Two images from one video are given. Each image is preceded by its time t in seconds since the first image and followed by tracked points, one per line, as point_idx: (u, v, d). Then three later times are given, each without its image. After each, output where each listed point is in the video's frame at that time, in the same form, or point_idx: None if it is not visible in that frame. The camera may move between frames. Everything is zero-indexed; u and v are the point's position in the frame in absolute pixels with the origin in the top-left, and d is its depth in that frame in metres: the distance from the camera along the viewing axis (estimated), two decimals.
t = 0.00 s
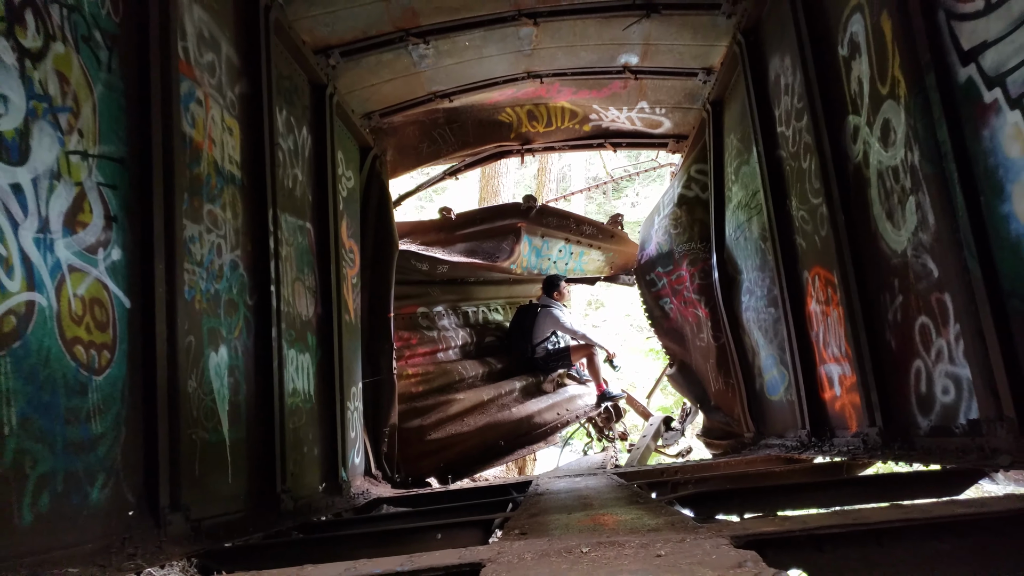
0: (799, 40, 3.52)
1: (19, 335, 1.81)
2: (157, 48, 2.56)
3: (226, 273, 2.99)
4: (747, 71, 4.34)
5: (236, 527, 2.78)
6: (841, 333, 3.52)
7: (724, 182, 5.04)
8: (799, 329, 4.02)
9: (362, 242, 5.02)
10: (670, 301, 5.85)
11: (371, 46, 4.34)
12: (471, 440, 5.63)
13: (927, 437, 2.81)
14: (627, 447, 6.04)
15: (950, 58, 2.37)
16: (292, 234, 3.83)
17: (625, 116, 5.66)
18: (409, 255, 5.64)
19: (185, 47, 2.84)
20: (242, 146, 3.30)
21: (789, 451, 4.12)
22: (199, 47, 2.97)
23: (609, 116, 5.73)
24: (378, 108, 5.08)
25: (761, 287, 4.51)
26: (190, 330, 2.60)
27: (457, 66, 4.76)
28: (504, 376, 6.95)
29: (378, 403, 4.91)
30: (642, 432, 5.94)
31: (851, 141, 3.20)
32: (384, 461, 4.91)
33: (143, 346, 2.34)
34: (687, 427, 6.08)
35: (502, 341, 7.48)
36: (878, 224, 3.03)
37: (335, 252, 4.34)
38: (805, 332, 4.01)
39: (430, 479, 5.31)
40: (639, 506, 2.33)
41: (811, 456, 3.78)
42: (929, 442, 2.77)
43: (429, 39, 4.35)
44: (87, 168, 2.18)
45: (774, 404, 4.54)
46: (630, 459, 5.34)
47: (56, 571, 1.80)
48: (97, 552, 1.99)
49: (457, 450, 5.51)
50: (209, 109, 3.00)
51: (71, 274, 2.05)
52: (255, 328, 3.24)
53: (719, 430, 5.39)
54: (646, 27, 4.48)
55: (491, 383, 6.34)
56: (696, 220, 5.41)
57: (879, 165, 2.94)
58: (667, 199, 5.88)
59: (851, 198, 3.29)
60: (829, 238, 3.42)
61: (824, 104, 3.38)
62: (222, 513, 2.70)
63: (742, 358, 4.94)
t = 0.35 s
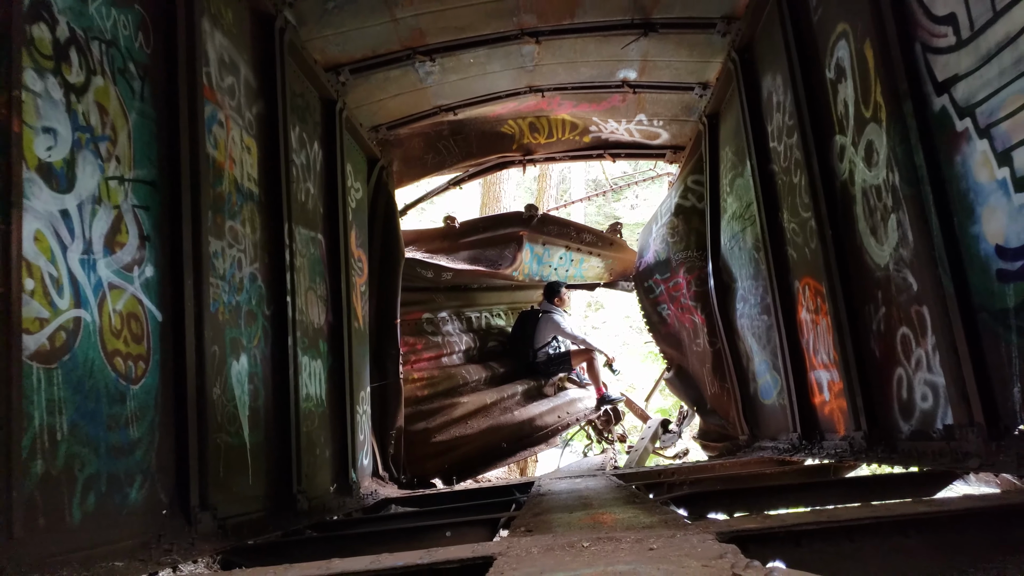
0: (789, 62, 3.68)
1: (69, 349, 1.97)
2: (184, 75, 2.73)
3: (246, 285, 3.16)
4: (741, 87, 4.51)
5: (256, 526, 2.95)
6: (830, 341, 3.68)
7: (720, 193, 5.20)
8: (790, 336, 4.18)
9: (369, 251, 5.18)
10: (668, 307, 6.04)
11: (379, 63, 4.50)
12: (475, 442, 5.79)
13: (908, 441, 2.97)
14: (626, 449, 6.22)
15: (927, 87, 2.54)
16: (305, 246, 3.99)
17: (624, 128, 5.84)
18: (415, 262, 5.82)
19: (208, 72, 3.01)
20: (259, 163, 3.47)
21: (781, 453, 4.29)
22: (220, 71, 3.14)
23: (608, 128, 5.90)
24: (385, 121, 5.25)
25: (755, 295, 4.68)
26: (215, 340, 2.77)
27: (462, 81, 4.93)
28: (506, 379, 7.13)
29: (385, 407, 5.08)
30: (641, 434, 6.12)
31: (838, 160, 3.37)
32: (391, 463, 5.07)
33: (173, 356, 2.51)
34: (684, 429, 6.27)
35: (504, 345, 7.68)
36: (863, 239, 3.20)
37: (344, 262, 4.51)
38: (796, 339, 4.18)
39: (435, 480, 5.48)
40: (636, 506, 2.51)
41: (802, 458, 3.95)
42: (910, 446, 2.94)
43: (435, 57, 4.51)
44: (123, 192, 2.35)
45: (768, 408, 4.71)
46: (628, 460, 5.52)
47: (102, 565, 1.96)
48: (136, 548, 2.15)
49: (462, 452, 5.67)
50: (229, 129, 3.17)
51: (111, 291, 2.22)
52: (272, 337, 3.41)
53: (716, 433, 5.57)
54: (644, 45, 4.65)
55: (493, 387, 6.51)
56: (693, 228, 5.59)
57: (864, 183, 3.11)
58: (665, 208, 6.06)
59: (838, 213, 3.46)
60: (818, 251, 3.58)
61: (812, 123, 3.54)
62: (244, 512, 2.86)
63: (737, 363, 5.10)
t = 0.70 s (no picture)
0: (777, 74, 3.83)
1: (101, 349, 2.13)
2: (202, 90, 2.88)
3: (258, 288, 3.31)
4: (733, 96, 4.66)
5: (269, 517, 3.10)
6: (817, 341, 3.84)
7: (714, 198, 5.35)
8: (780, 336, 4.33)
9: (373, 254, 5.35)
10: (664, 308, 6.20)
11: (383, 73, 4.66)
12: (477, 440, 5.96)
13: (889, 437, 3.12)
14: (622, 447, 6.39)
15: (903, 103, 2.70)
16: (313, 250, 4.14)
17: (621, 133, 6.01)
18: (417, 265, 5.98)
19: (222, 86, 3.16)
20: (269, 171, 3.62)
21: (772, 450, 4.44)
22: (233, 84, 3.29)
23: (605, 134, 6.06)
24: (389, 128, 5.40)
25: (747, 297, 4.83)
26: (230, 341, 2.92)
27: (463, 90, 5.08)
28: (506, 379, 7.29)
29: (388, 405, 5.23)
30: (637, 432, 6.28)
31: (824, 168, 3.52)
32: (394, 460, 5.20)
33: (193, 357, 2.66)
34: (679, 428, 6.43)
35: (504, 346, 7.84)
36: (847, 244, 3.35)
37: (349, 265, 4.66)
38: (786, 339, 4.33)
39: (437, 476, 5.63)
40: (629, 496, 2.67)
41: (791, 454, 4.10)
42: (891, 441, 3.09)
43: (437, 66, 4.66)
44: (147, 202, 2.50)
45: (760, 407, 4.86)
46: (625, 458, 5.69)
47: (132, 549, 2.12)
48: (162, 534, 2.31)
49: (463, 449, 5.83)
50: (242, 140, 3.32)
51: (137, 295, 2.37)
52: (281, 337, 3.56)
53: (710, 431, 5.73)
54: (640, 55, 4.81)
55: (494, 387, 6.67)
56: (687, 232, 5.75)
57: (847, 191, 3.26)
58: (661, 212, 6.23)
59: (823, 219, 3.61)
60: (806, 255, 3.74)
61: (800, 133, 3.70)
62: (257, 504, 3.01)
63: (731, 363, 5.25)
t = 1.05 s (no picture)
0: (771, 90, 3.99)
1: (136, 359, 2.28)
2: (223, 111, 3.04)
3: (274, 298, 3.46)
4: (729, 109, 4.82)
5: (286, 517, 3.25)
6: (809, 347, 3.99)
7: (711, 207, 5.51)
8: (775, 342, 4.48)
9: (381, 261, 5.50)
10: (663, 313, 6.36)
11: (391, 87, 4.82)
12: (481, 442, 6.12)
13: (877, 439, 3.28)
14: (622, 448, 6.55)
15: (888, 124, 2.85)
16: (324, 258, 4.30)
17: (621, 143, 6.16)
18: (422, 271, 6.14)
19: (241, 106, 3.32)
20: (284, 185, 3.77)
21: (768, 451, 4.59)
22: (251, 102, 3.44)
23: (606, 144, 6.22)
24: (396, 139, 5.57)
25: (743, 304, 4.98)
26: (250, 349, 3.07)
27: (468, 102, 5.24)
28: (508, 382, 7.45)
29: (395, 408, 5.37)
30: (637, 434, 6.44)
31: (815, 182, 3.67)
32: (400, 462, 5.33)
33: (216, 364, 2.82)
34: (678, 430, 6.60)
35: (507, 349, 8.00)
36: (837, 255, 3.51)
37: (357, 273, 4.81)
38: (780, 345, 4.48)
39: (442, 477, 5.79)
40: (629, 496, 2.83)
41: (785, 456, 4.26)
42: (878, 443, 3.25)
43: (443, 81, 4.82)
44: (174, 219, 2.65)
45: (756, 410, 5.01)
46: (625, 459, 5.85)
47: (166, 545, 2.27)
48: (191, 531, 2.46)
49: (468, 451, 6.00)
50: (259, 155, 3.47)
51: (167, 307, 2.53)
52: (295, 343, 3.71)
53: (708, 433, 5.90)
54: (639, 69, 4.97)
55: (497, 390, 6.83)
56: (686, 239, 5.91)
57: (837, 205, 3.41)
58: (660, 220, 6.39)
59: (815, 230, 3.77)
60: (798, 265, 3.89)
61: (793, 148, 3.85)
62: (275, 504, 3.17)
63: (728, 367, 5.40)
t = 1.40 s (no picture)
0: (761, 103, 4.14)
1: (159, 364, 2.43)
2: (237, 126, 3.19)
3: (284, 303, 3.61)
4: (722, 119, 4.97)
5: (295, 513, 3.40)
6: (798, 350, 4.14)
7: (705, 214, 5.65)
8: (766, 345, 4.63)
9: (384, 265, 5.65)
10: (659, 316, 6.52)
11: (395, 97, 4.97)
12: (481, 441, 6.28)
13: (860, 439, 3.43)
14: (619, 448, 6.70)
15: (869, 140, 3.00)
16: (330, 264, 4.44)
17: (618, 150, 6.31)
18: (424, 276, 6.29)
19: (253, 120, 3.47)
20: (292, 194, 3.92)
21: (759, 451, 4.74)
22: (262, 116, 3.59)
23: (603, 151, 6.37)
24: (399, 146, 5.72)
25: (736, 308, 5.12)
26: (262, 353, 3.22)
27: (469, 112, 5.39)
28: (508, 383, 7.60)
29: (398, 409, 5.52)
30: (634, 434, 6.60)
31: (803, 192, 3.82)
32: (402, 462, 5.48)
33: (231, 368, 2.97)
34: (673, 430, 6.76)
35: (507, 351, 8.15)
36: (824, 263, 3.65)
37: (362, 278, 4.95)
38: (771, 348, 4.63)
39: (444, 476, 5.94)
40: (622, 492, 2.99)
41: (775, 455, 4.40)
42: (862, 443, 3.39)
43: (445, 92, 4.98)
44: (192, 231, 2.80)
45: (748, 410, 5.15)
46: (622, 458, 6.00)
47: (188, 538, 2.43)
48: (209, 526, 2.61)
49: (468, 450, 6.16)
50: (269, 167, 3.62)
51: (186, 314, 2.68)
52: (303, 347, 3.86)
53: (702, 434, 6.06)
54: (635, 80, 5.12)
55: (497, 392, 6.99)
56: (681, 244, 6.06)
57: (823, 214, 3.56)
58: (656, 225, 6.55)
59: (803, 238, 3.92)
60: (787, 271, 4.04)
61: (782, 159, 4.00)
62: (285, 501, 3.31)
63: (722, 369, 5.55)
